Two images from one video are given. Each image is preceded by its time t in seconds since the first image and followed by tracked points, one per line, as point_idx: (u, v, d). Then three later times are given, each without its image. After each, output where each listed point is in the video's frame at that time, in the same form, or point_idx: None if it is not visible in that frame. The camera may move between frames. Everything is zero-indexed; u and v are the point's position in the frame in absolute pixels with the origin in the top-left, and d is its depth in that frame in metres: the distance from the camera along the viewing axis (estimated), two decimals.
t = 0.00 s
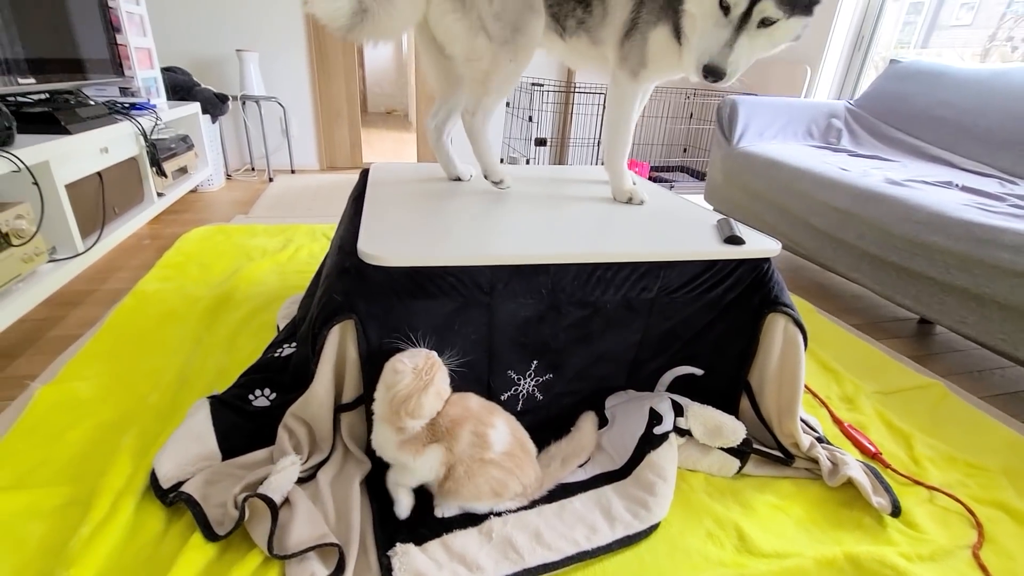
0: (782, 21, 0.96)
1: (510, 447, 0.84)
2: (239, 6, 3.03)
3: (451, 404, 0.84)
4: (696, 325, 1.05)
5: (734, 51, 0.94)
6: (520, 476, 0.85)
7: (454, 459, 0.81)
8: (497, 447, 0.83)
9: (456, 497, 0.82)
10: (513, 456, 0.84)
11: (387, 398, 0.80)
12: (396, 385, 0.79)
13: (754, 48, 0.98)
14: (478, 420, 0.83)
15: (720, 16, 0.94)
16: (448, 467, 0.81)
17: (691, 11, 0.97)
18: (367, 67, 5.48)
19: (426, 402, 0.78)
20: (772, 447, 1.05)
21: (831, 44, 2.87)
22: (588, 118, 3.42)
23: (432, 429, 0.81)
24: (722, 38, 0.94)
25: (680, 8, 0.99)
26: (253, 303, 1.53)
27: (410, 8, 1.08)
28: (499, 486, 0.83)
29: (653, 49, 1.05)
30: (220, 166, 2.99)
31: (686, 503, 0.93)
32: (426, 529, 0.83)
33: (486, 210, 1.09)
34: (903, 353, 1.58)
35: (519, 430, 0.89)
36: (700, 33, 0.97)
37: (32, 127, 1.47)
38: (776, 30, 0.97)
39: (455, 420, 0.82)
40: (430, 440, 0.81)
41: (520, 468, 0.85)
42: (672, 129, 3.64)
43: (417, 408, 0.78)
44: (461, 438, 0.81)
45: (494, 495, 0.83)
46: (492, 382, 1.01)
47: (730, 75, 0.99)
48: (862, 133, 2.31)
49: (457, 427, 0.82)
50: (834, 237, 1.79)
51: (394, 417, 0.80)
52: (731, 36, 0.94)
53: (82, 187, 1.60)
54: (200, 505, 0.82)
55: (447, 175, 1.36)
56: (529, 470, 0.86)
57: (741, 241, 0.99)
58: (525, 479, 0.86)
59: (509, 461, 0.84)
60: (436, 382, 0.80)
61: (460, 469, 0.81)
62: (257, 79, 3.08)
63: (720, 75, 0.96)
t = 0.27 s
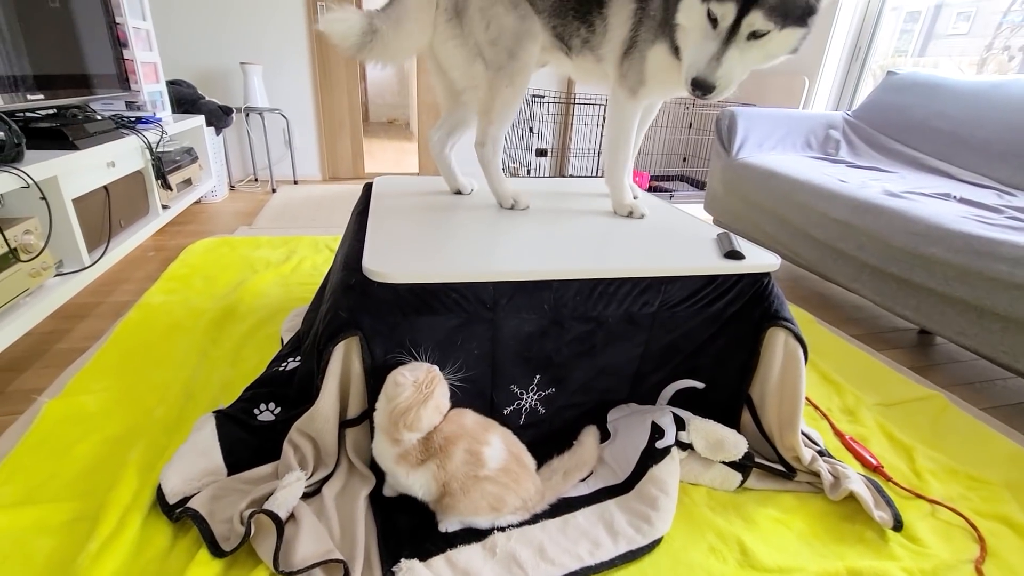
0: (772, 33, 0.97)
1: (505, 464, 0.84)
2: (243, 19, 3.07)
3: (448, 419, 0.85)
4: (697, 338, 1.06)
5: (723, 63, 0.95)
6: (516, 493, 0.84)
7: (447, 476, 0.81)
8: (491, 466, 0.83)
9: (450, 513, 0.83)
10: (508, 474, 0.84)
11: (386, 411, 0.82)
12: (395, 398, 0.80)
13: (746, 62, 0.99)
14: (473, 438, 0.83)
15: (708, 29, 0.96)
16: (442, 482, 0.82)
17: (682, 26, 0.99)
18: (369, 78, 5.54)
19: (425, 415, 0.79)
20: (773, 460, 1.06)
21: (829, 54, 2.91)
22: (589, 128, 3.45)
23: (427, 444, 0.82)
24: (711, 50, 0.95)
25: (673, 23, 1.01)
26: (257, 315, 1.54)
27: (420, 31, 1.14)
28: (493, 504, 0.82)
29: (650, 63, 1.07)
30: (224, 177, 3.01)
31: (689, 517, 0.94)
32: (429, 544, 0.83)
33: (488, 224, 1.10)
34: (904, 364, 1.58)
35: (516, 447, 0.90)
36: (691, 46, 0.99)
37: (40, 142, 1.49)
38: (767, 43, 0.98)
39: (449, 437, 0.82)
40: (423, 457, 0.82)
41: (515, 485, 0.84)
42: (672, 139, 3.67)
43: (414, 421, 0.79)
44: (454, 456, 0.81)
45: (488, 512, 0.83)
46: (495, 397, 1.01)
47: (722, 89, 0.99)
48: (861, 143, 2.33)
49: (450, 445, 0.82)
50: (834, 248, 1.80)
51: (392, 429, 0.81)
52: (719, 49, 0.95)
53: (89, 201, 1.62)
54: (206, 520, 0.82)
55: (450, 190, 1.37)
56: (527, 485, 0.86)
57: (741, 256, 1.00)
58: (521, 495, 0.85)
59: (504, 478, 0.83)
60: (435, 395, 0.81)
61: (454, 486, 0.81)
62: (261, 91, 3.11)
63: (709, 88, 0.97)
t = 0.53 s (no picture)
0: (766, 47, 0.98)
1: (512, 474, 0.84)
2: (245, 32, 3.10)
3: (455, 429, 0.86)
4: (700, 345, 1.06)
5: (715, 77, 0.97)
6: (522, 502, 0.85)
7: (453, 485, 0.81)
8: (499, 475, 0.83)
9: (456, 522, 0.83)
10: (514, 484, 0.84)
11: (393, 420, 0.82)
12: (403, 408, 0.80)
13: (739, 75, 1.01)
14: (480, 447, 0.84)
15: (700, 43, 0.98)
16: (449, 492, 0.82)
17: (676, 40, 1.01)
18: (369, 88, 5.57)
19: (433, 425, 0.80)
20: (779, 466, 1.06)
21: (825, 61, 2.94)
22: (588, 136, 3.47)
23: (434, 453, 0.82)
24: (704, 63, 0.97)
25: (669, 37, 1.03)
26: (261, 326, 1.55)
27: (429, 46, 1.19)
28: (500, 513, 0.83)
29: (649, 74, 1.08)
30: (226, 188, 3.03)
31: (695, 524, 0.94)
32: (437, 554, 0.83)
33: (491, 233, 1.11)
34: (906, 368, 1.59)
35: (522, 456, 0.90)
36: (684, 60, 1.00)
37: (46, 156, 1.50)
38: (762, 57, 0.99)
39: (456, 446, 0.83)
40: (430, 467, 0.82)
41: (522, 494, 0.84)
42: (671, 145, 3.69)
43: (422, 429, 0.80)
44: (461, 466, 0.81)
45: (495, 522, 0.83)
46: (500, 406, 1.02)
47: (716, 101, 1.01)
48: (858, 149, 2.34)
49: (457, 454, 0.82)
50: (834, 253, 1.81)
51: (400, 439, 0.81)
52: (712, 62, 0.97)
53: (94, 214, 1.63)
54: (214, 532, 0.83)
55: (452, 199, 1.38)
56: (533, 494, 0.86)
57: (743, 262, 1.01)
58: (528, 504, 0.85)
59: (510, 487, 0.84)
60: (442, 404, 0.82)
61: (461, 495, 0.81)
62: (263, 103, 3.13)
63: (703, 101, 0.99)
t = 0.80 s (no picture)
0: (771, 43, 0.95)
1: (516, 483, 0.83)
2: (244, 40, 3.11)
3: (458, 438, 0.85)
4: (705, 352, 1.06)
5: (718, 73, 0.94)
6: (527, 512, 0.84)
7: (457, 495, 0.80)
8: (503, 484, 0.82)
9: (460, 533, 0.82)
10: (519, 493, 0.83)
11: (396, 432, 0.81)
12: (405, 420, 0.80)
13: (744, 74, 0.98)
14: (484, 457, 0.83)
15: (702, 39, 0.96)
16: (453, 502, 0.81)
17: (677, 41, 1.00)
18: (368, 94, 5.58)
19: (437, 434, 0.79)
20: (785, 473, 1.05)
21: (823, 65, 2.94)
22: (587, 141, 3.47)
23: (437, 463, 0.82)
24: (706, 60, 0.95)
25: (670, 40, 1.02)
26: (262, 334, 1.54)
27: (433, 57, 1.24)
28: (504, 523, 0.81)
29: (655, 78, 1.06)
30: (226, 196, 3.03)
31: (702, 534, 0.93)
32: (441, 566, 0.82)
33: (493, 240, 1.11)
34: (910, 372, 1.58)
35: (526, 465, 0.89)
36: (686, 59, 0.99)
37: (46, 166, 1.50)
38: (767, 54, 0.96)
39: (460, 456, 0.82)
40: (433, 477, 0.81)
41: (526, 503, 0.84)
42: (670, 150, 3.69)
43: (425, 439, 0.79)
44: (465, 476, 0.81)
45: (500, 533, 0.82)
46: (504, 414, 1.01)
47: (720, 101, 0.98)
48: (858, 152, 2.34)
49: (461, 464, 0.81)
50: (836, 257, 1.81)
51: (403, 450, 0.80)
52: (715, 58, 0.94)
53: (94, 223, 1.63)
54: (216, 545, 0.82)
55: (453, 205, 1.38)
56: (538, 504, 0.85)
57: (747, 268, 1.00)
58: (532, 514, 0.84)
59: (515, 496, 0.83)
60: (444, 413, 0.81)
61: (465, 506, 0.80)
62: (262, 110, 3.13)
63: (705, 99, 0.96)
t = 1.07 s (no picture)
0: (758, 58, 0.95)
1: (519, 486, 0.83)
2: (243, 44, 3.11)
3: (460, 442, 0.85)
4: (707, 352, 1.05)
5: (704, 86, 0.95)
6: (530, 515, 0.83)
7: (460, 499, 0.80)
8: (506, 487, 0.82)
9: (463, 537, 0.81)
10: (522, 496, 0.83)
11: (398, 438, 0.81)
12: (406, 425, 0.79)
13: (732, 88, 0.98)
14: (486, 460, 0.82)
15: (691, 51, 0.96)
16: (456, 506, 0.80)
17: (671, 50, 1.01)
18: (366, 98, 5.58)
19: (439, 439, 0.79)
20: (788, 474, 1.05)
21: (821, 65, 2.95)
22: (586, 143, 3.48)
23: (440, 468, 0.81)
24: (692, 73, 0.95)
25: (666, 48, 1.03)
26: (261, 338, 1.54)
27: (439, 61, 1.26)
28: (508, 527, 0.81)
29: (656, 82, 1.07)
30: (224, 200, 3.02)
31: (706, 536, 0.92)
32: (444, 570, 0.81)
33: (494, 241, 1.10)
34: (911, 372, 1.58)
35: (528, 468, 0.89)
36: (677, 69, 0.99)
37: (44, 170, 1.49)
38: (755, 68, 0.97)
39: (462, 460, 0.82)
40: (436, 482, 0.81)
41: (529, 507, 0.83)
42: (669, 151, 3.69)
43: (426, 444, 0.78)
44: (468, 479, 0.80)
45: (504, 537, 0.81)
46: (506, 417, 1.01)
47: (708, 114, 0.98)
48: (856, 152, 2.35)
49: (463, 468, 0.81)
50: (835, 257, 1.81)
51: (405, 456, 0.80)
52: (700, 71, 0.95)
53: (93, 228, 1.63)
54: (216, 552, 0.81)
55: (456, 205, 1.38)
56: (540, 507, 0.85)
57: (748, 268, 1.00)
58: (535, 518, 0.84)
59: (518, 500, 0.82)
60: (445, 418, 0.81)
61: (468, 510, 0.80)
62: (261, 114, 3.13)
63: (691, 111, 0.96)
